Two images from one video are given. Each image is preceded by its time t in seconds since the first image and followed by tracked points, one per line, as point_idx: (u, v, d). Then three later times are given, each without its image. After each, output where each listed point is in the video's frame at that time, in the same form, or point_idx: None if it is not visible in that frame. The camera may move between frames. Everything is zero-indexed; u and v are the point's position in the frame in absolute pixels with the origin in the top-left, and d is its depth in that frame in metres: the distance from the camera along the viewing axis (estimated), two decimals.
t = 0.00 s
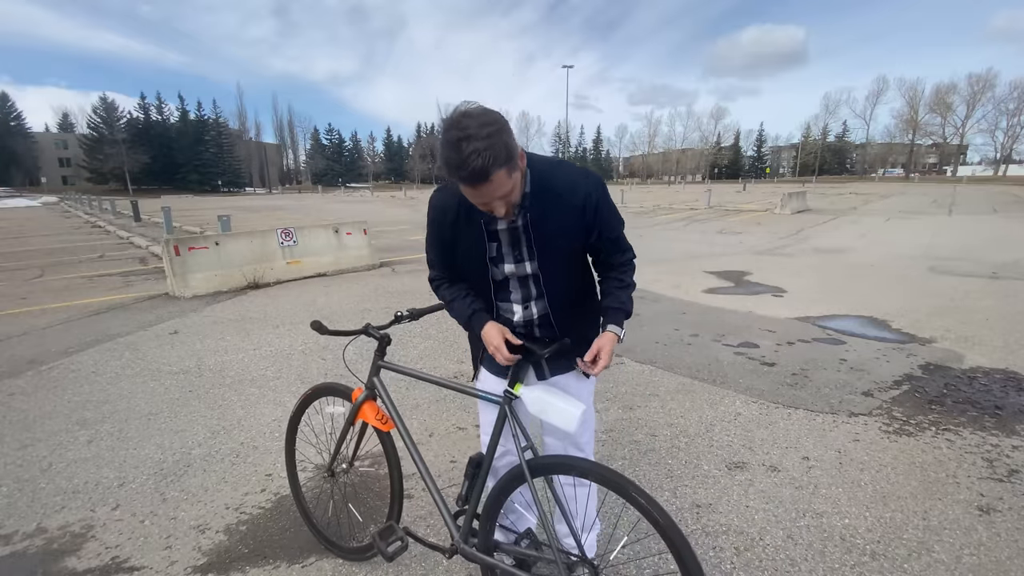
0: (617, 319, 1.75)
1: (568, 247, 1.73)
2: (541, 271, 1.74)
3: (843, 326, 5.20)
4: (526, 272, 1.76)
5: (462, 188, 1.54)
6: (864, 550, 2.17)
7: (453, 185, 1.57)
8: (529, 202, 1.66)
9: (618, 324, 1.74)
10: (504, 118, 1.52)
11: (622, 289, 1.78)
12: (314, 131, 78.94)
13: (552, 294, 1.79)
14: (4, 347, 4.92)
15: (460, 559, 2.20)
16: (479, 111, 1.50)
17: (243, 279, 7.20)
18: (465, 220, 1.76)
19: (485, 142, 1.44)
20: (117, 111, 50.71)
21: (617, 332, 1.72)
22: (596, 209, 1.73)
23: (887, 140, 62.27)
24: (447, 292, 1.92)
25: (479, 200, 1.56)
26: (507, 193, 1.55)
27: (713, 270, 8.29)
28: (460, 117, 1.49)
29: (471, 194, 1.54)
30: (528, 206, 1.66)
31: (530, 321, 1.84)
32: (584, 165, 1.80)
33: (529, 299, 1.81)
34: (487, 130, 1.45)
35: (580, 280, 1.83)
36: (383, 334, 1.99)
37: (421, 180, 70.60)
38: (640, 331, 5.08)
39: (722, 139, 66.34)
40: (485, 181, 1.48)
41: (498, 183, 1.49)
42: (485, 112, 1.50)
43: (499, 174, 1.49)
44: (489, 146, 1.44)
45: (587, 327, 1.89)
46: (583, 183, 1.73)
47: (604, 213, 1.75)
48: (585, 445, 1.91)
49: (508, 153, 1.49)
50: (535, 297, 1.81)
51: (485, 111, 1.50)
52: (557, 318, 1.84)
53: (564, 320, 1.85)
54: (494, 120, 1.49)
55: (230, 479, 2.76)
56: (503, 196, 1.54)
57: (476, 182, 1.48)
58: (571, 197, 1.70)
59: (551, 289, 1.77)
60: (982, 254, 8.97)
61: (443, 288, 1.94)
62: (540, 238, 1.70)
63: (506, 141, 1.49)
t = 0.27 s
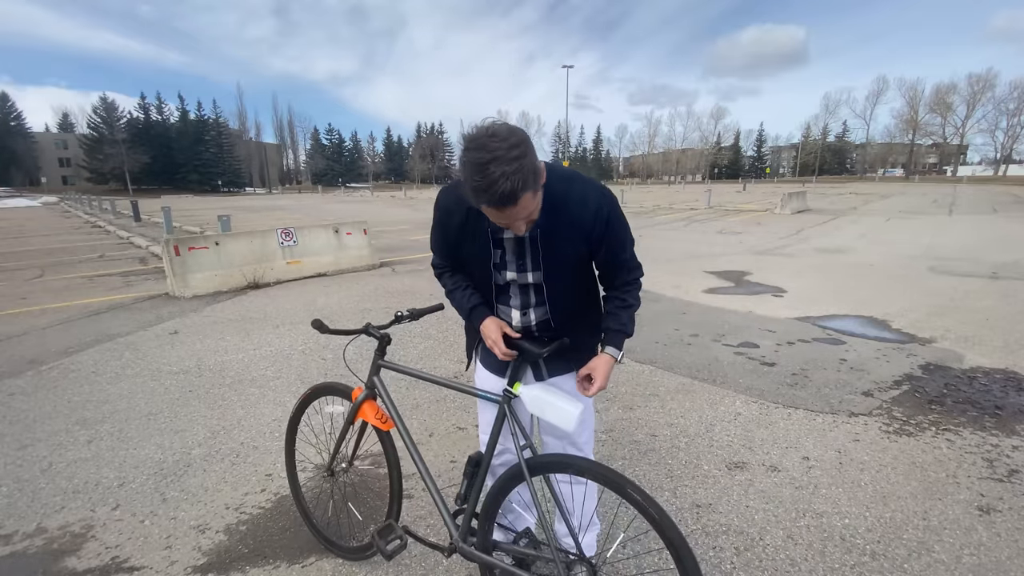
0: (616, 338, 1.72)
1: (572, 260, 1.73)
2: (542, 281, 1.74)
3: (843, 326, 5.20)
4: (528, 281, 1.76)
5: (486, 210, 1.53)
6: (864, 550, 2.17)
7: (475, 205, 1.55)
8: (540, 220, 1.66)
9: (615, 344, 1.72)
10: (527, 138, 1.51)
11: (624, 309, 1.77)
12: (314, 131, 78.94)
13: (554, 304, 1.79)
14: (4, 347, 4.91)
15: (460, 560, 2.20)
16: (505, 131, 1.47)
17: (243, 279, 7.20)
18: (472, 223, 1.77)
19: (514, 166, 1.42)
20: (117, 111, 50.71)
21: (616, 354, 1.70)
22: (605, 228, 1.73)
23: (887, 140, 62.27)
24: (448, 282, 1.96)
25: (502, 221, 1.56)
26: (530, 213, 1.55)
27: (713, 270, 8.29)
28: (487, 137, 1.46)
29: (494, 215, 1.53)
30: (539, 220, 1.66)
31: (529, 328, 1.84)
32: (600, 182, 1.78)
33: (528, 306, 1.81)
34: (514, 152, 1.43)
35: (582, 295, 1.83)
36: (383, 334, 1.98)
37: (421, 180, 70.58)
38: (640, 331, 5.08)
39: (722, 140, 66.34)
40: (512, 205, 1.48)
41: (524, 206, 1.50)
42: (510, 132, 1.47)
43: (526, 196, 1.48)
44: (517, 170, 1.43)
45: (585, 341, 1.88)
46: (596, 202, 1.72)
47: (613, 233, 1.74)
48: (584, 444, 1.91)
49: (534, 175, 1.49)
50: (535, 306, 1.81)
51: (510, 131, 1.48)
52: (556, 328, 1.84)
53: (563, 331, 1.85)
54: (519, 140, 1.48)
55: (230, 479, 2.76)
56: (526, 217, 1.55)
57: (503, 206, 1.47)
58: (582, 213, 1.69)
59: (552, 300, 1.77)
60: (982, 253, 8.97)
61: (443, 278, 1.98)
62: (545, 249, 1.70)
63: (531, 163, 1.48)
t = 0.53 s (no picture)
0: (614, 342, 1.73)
1: (576, 262, 1.73)
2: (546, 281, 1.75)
3: (843, 326, 5.20)
4: (532, 281, 1.76)
5: (494, 206, 1.52)
6: (864, 550, 2.17)
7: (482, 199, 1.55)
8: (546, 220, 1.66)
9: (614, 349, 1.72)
10: (539, 137, 1.51)
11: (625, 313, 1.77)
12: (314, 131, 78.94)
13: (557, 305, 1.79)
14: (4, 347, 4.91)
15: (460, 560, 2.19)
16: (517, 127, 1.47)
17: (243, 279, 7.20)
18: (477, 221, 1.77)
19: (525, 163, 1.42)
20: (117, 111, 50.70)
21: (615, 358, 1.70)
22: (609, 231, 1.73)
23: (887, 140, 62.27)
24: (451, 281, 1.96)
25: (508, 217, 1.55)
26: (536, 213, 1.55)
27: (713, 270, 8.29)
28: (500, 131, 1.46)
29: (503, 211, 1.53)
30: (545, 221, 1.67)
31: (530, 329, 1.84)
32: (606, 184, 1.78)
33: (530, 306, 1.81)
34: (526, 149, 1.43)
35: (585, 298, 1.83)
36: (385, 334, 1.98)
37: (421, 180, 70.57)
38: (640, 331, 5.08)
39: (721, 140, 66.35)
40: (520, 202, 1.47)
41: (531, 204, 1.49)
42: (523, 130, 1.48)
43: (534, 194, 1.48)
44: (528, 167, 1.43)
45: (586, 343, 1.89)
46: (602, 204, 1.72)
47: (617, 236, 1.74)
48: (584, 445, 1.91)
49: (544, 175, 1.49)
50: (537, 306, 1.81)
51: (523, 128, 1.48)
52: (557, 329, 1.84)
53: (564, 331, 1.85)
54: (531, 138, 1.47)
55: (230, 479, 2.76)
56: (532, 217, 1.54)
57: (511, 202, 1.47)
58: (588, 215, 1.69)
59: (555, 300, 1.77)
60: (982, 253, 8.97)
61: (447, 276, 1.98)
62: (549, 250, 1.70)
63: (542, 160, 1.48)
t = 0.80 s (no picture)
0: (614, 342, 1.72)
1: (576, 259, 1.72)
2: (545, 278, 1.74)
3: (842, 326, 5.20)
4: (532, 278, 1.76)
5: (481, 176, 1.51)
6: (864, 550, 2.17)
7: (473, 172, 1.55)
8: (542, 213, 1.65)
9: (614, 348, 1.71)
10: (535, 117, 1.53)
11: (623, 312, 1.76)
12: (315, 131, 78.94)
13: (557, 303, 1.79)
14: (4, 347, 4.91)
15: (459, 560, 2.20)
16: (513, 102, 1.50)
17: (243, 279, 7.20)
18: (478, 218, 1.77)
19: (513, 128, 1.43)
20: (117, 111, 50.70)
21: (614, 358, 1.70)
22: (608, 228, 1.72)
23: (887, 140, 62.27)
24: (452, 280, 1.97)
25: (495, 192, 1.53)
26: (525, 189, 1.51)
27: (713, 270, 8.29)
28: (495, 105, 1.50)
29: (490, 182, 1.50)
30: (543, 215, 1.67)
31: (530, 327, 1.83)
32: (606, 182, 1.78)
33: (530, 305, 1.81)
34: (518, 120, 1.45)
35: (584, 297, 1.82)
36: (385, 334, 1.98)
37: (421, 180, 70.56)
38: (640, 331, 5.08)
39: (721, 140, 66.35)
40: (506, 169, 1.46)
41: (520, 176, 1.47)
42: (518, 106, 1.51)
43: (522, 164, 1.47)
44: (517, 136, 1.43)
45: (585, 343, 1.88)
46: (602, 202, 1.72)
47: (617, 233, 1.73)
48: (584, 446, 1.91)
49: (535, 149, 1.48)
50: (537, 304, 1.81)
51: (518, 104, 1.51)
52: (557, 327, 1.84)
53: (564, 330, 1.85)
54: (525, 114, 1.49)
55: (230, 479, 2.76)
56: (520, 192, 1.51)
57: (496, 169, 1.46)
58: (586, 212, 1.69)
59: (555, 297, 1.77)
60: (982, 253, 8.97)
61: (448, 276, 1.98)
62: (548, 247, 1.70)
63: (533, 133, 1.48)
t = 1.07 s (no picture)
0: (609, 339, 1.71)
1: (572, 254, 1.72)
2: (542, 275, 1.75)
3: (842, 326, 5.20)
4: (528, 276, 1.77)
5: (472, 127, 1.56)
6: (864, 550, 2.17)
7: (466, 134, 1.61)
8: (536, 204, 1.68)
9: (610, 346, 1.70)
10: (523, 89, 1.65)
11: (620, 307, 1.74)
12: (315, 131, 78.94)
13: (555, 300, 1.78)
14: (4, 347, 4.91)
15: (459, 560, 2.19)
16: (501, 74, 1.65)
17: (243, 279, 7.20)
18: (473, 217, 1.77)
19: (502, 84, 1.55)
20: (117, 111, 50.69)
21: (609, 355, 1.69)
22: (603, 220, 1.70)
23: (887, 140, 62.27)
24: (449, 282, 1.97)
25: (487, 144, 1.55)
26: (516, 137, 1.54)
27: (713, 270, 8.29)
28: (485, 76, 1.64)
29: (482, 133, 1.55)
30: (536, 207, 1.69)
31: (528, 326, 1.83)
32: (601, 175, 1.77)
33: (528, 303, 1.81)
34: (505, 78, 1.57)
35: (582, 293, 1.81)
36: (384, 334, 1.98)
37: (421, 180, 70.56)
38: (640, 331, 5.08)
39: (721, 140, 66.34)
40: (494, 112, 1.51)
41: (509, 120, 1.52)
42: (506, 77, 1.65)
43: (510, 110, 1.53)
44: (504, 85, 1.54)
45: (585, 341, 1.87)
46: (596, 195, 1.71)
47: (613, 224, 1.71)
48: (584, 447, 1.91)
49: (522, 101, 1.56)
50: (535, 302, 1.81)
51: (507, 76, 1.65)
52: (556, 325, 1.83)
53: (562, 328, 1.84)
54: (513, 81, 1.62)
55: (230, 479, 2.76)
56: (511, 139, 1.53)
57: (486, 113, 1.52)
58: (581, 205, 1.69)
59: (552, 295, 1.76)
60: (982, 254, 8.96)
61: (445, 278, 1.99)
62: (543, 242, 1.71)
63: (523, 95, 1.58)
